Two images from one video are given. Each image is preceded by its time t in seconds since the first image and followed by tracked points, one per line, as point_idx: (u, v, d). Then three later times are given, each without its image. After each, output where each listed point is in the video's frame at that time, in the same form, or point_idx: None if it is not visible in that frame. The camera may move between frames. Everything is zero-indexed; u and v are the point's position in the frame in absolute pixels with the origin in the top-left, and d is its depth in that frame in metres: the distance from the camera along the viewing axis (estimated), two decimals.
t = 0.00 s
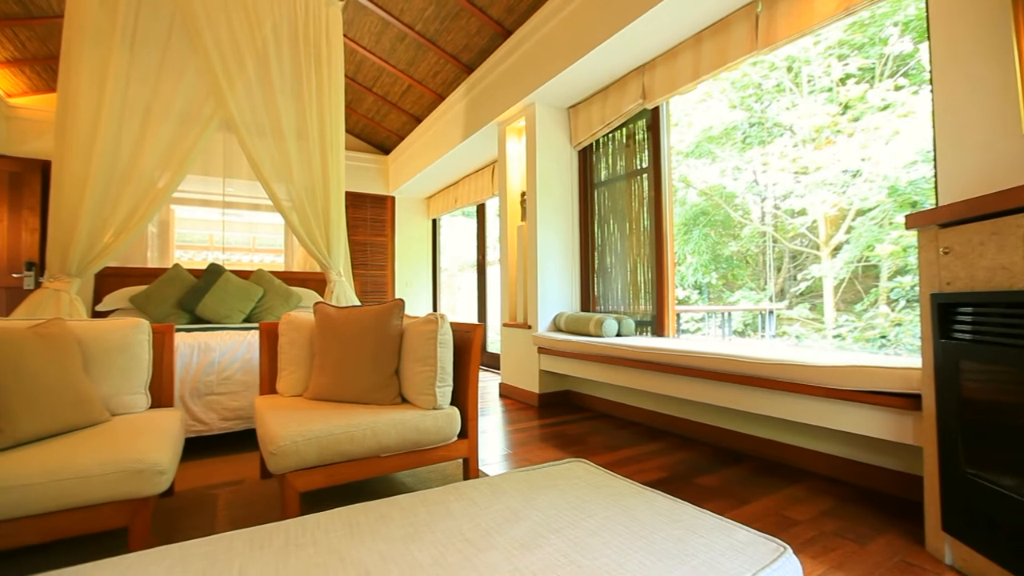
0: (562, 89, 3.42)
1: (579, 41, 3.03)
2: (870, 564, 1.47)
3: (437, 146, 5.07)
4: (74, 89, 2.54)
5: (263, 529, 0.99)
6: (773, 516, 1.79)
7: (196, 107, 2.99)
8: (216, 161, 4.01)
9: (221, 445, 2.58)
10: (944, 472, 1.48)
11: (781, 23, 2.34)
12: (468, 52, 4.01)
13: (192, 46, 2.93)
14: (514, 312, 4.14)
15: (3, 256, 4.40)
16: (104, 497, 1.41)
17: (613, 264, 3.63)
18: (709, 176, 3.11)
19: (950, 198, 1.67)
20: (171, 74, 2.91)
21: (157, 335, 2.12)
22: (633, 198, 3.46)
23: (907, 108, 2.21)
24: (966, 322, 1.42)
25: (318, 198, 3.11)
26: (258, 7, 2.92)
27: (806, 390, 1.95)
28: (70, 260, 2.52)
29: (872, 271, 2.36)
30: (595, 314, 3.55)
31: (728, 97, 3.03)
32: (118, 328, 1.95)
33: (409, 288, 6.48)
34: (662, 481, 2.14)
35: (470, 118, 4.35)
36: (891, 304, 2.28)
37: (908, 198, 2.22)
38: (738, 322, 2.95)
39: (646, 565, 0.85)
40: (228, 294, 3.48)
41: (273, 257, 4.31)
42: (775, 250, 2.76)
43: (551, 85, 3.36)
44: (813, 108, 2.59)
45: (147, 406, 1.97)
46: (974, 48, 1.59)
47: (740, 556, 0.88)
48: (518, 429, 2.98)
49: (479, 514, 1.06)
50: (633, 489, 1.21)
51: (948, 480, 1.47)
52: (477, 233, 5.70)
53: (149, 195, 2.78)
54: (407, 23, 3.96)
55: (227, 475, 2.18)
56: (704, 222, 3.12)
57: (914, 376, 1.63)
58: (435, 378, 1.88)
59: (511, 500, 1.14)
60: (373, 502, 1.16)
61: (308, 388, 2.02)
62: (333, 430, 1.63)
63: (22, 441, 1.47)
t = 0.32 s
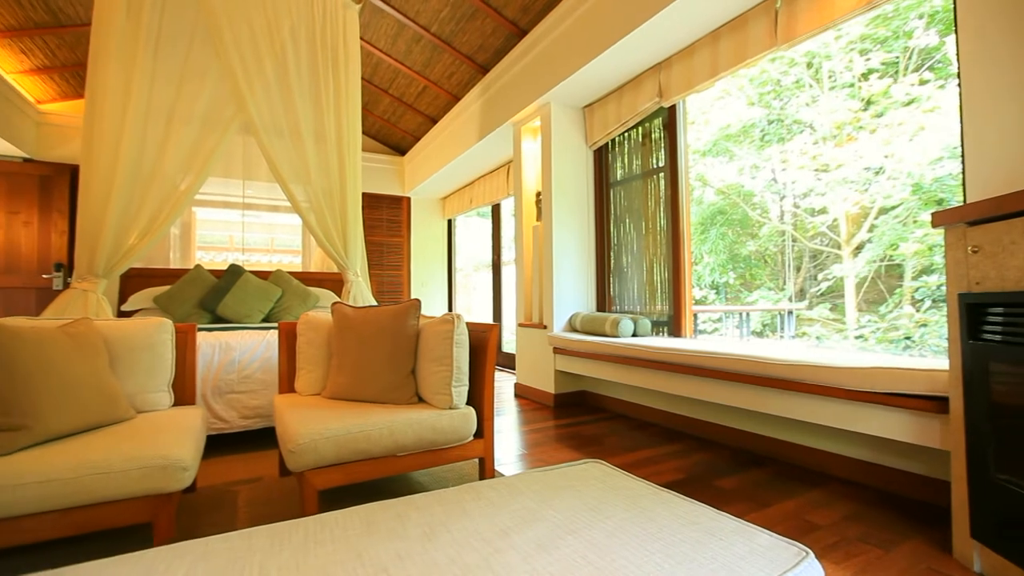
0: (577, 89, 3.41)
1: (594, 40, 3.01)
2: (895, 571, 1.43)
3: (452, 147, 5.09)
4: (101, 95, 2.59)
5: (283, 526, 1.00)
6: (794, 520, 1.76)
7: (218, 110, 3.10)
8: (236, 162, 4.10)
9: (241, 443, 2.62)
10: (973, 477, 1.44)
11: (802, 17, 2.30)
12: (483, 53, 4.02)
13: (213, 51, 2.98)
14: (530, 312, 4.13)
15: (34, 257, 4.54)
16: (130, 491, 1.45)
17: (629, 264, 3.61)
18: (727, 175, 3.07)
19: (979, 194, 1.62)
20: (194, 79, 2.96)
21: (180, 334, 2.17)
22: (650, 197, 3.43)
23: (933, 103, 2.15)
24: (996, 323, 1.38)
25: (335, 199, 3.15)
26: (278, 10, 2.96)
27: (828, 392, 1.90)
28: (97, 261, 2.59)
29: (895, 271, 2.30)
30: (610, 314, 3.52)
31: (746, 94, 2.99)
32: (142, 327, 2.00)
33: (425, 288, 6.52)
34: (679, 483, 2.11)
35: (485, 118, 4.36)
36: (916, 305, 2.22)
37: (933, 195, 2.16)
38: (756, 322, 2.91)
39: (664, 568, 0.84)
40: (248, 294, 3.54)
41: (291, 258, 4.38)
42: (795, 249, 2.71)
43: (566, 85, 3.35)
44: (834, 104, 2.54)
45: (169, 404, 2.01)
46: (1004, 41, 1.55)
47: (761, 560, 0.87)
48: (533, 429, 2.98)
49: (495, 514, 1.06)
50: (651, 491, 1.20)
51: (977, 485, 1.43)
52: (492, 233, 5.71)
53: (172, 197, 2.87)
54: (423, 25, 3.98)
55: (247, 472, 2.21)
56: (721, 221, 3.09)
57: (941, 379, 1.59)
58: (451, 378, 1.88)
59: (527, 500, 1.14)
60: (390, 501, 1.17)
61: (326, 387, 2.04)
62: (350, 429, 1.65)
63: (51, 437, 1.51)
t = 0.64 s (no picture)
0: (593, 88, 3.39)
1: (610, 39, 2.99)
2: None
3: (468, 148, 5.11)
4: (127, 100, 2.66)
5: (304, 523, 1.01)
6: (816, 525, 1.72)
7: (239, 113, 3.12)
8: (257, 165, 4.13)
9: (262, 440, 2.67)
10: (1005, 483, 1.39)
11: (824, 12, 2.25)
12: (498, 53, 4.03)
13: (234, 56, 3.04)
14: (546, 312, 4.12)
15: (63, 259, 4.69)
16: (155, 487, 1.48)
17: (645, 264, 3.58)
18: (745, 173, 3.03)
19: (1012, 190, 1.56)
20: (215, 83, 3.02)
21: (203, 334, 2.21)
22: (667, 196, 3.40)
23: (960, 97, 2.09)
24: None
25: (353, 200, 3.19)
26: (297, 14, 3.00)
27: (851, 394, 1.86)
28: (123, 262, 2.65)
29: (921, 270, 2.23)
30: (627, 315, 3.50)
31: (765, 91, 2.94)
32: (166, 327, 2.04)
33: (441, 288, 6.56)
34: (697, 485, 2.09)
35: (501, 119, 4.37)
36: (943, 305, 2.15)
37: (961, 192, 2.09)
38: (775, 323, 2.87)
39: (683, 571, 0.83)
40: (267, 294, 3.60)
41: (309, 258, 4.47)
42: (816, 249, 2.66)
43: (582, 84, 3.34)
44: (857, 99, 2.48)
45: (192, 402, 2.06)
46: None
47: (782, 564, 0.85)
48: (549, 429, 2.97)
49: (512, 514, 1.06)
50: (670, 493, 1.19)
51: (1009, 491, 1.38)
52: (508, 233, 5.71)
53: (195, 199, 2.91)
54: (438, 26, 4.00)
55: (268, 469, 2.25)
56: (740, 220, 3.05)
57: (971, 381, 1.54)
58: (467, 379, 1.89)
59: (545, 501, 1.14)
60: (408, 499, 1.17)
61: (344, 386, 2.06)
62: (368, 428, 1.66)
63: (80, 433, 1.56)
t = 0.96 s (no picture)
0: (608, 87, 3.38)
1: (625, 37, 2.97)
2: None
3: (482, 148, 5.12)
4: (150, 106, 2.72)
5: (323, 520, 1.02)
6: (838, 529, 1.69)
7: (258, 116, 3.17)
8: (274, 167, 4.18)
9: (281, 438, 2.71)
10: None
11: (845, 6, 2.20)
12: (513, 54, 4.03)
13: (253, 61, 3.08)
14: (561, 312, 4.11)
15: (89, 260, 4.82)
16: (178, 484, 1.52)
17: (661, 264, 3.55)
18: (763, 171, 2.99)
19: None
20: (235, 88, 3.07)
21: (223, 334, 2.25)
22: (683, 195, 3.37)
23: (989, 91, 2.03)
24: None
25: (369, 201, 3.22)
26: (314, 18, 3.03)
27: (874, 396, 1.81)
28: (147, 264, 2.72)
29: (946, 269, 2.17)
30: (643, 315, 3.47)
31: (784, 88, 2.89)
32: (189, 326, 2.08)
33: (456, 288, 6.59)
34: (715, 487, 2.06)
35: (516, 119, 4.37)
36: (970, 305, 2.09)
37: (989, 188, 2.03)
38: (795, 323, 2.82)
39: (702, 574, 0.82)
40: (285, 294, 3.65)
41: (326, 259, 4.53)
42: (837, 248, 2.61)
43: (597, 84, 3.33)
44: (879, 95, 2.42)
45: (213, 400, 2.10)
46: None
47: (805, 569, 0.83)
48: (565, 429, 2.97)
49: (529, 515, 1.06)
50: (688, 495, 1.18)
51: None
52: (523, 233, 5.71)
53: (216, 202, 2.97)
54: (453, 27, 4.01)
55: (287, 467, 2.29)
56: (758, 219, 3.01)
57: (1000, 384, 1.49)
58: (483, 378, 1.89)
59: (561, 501, 1.13)
60: (425, 498, 1.18)
61: (360, 385, 2.08)
62: (385, 427, 1.68)
63: (106, 430, 1.60)
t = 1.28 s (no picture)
0: (625, 86, 3.35)
1: (641, 35, 2.95)
2: None
3: (498, 148, 5.14)
4: (174, 111, 2.79)
5: (343, 518, 1.04)
6: (863, 535, 1.65)
7: (279, 120, 3.23)
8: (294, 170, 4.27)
9: (301, 436, 2.75)
10: None
11: None
12: (529, 54, 4.03)
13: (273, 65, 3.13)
14: (577, 312, 4.10)
15: (116, 261, 4.96)
16: (201, 480, 1.55)
17: (679, 264, 3.52)
18: (783, 169, 2.95)
19: None
20: (256, 92, 3.13)
21: (245, 333, 2.29)
22: (701, 194, 3.34)
23: (1021, 84, 1.96)
24: None
25: (386, 201, 3.25)
26: (332, 22, 3.07)
27: (899, 399, 1.77)
28: (172, 264, 2.79)
29: (976, 269, 2.10)
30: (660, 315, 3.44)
31: (805, 84, 2.84)
32: (211, 326, 2.13)
33: (472, 289, 6.62)
34: (734, 490, 2.03)
35: (532, 118, 4.37)
36: (1002, 305, 2.02)
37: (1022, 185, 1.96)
38: (816, 324, 2.77)
39: None
40: (305, 294, 3.71)
41: (344, 260, 4.59)
42: (860, 247, 2.55)
43: (613, 82, 3.31)
44: (904, 89, 2.35)
45: (235, 398, 2.14)
46: None
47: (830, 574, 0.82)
48: (581, 430, 2.95)
49: (547, 515, 1.06)
50: (707, 498, 1.16)
51: None
52: (539, 233, 5.70)
53: (237, 205, 3.03)
54: (469, 28, 4.03)
55: (306, 465, 2.32)
56: (778, 218, 2.96)
57: None
58: (500, 379, 1.89)
59: (580, 502, 1.13)
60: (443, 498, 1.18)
61: (378, 385, 2.10)
62: (402, 426, 1.69)
63: (133, 427, 1.65)
